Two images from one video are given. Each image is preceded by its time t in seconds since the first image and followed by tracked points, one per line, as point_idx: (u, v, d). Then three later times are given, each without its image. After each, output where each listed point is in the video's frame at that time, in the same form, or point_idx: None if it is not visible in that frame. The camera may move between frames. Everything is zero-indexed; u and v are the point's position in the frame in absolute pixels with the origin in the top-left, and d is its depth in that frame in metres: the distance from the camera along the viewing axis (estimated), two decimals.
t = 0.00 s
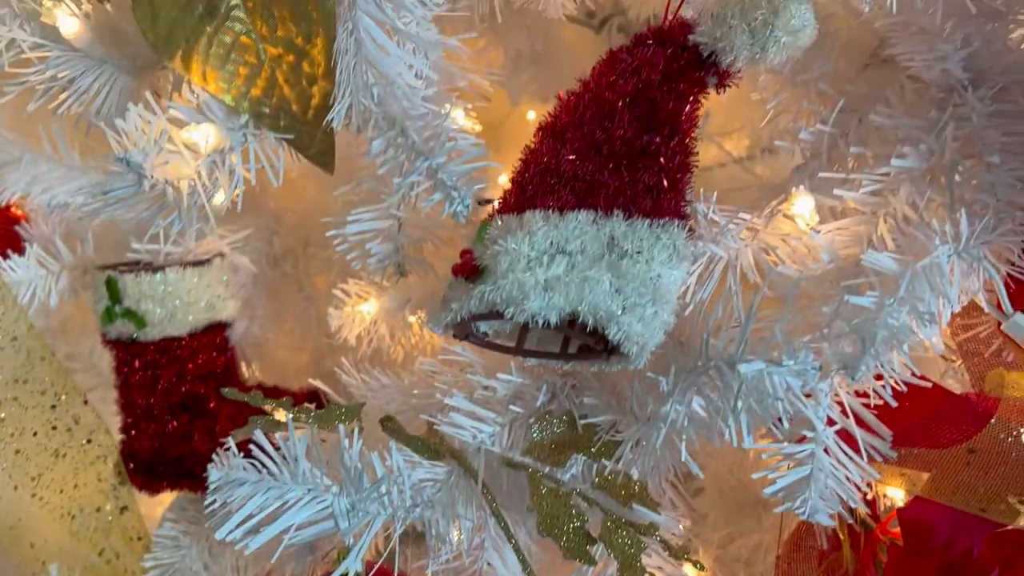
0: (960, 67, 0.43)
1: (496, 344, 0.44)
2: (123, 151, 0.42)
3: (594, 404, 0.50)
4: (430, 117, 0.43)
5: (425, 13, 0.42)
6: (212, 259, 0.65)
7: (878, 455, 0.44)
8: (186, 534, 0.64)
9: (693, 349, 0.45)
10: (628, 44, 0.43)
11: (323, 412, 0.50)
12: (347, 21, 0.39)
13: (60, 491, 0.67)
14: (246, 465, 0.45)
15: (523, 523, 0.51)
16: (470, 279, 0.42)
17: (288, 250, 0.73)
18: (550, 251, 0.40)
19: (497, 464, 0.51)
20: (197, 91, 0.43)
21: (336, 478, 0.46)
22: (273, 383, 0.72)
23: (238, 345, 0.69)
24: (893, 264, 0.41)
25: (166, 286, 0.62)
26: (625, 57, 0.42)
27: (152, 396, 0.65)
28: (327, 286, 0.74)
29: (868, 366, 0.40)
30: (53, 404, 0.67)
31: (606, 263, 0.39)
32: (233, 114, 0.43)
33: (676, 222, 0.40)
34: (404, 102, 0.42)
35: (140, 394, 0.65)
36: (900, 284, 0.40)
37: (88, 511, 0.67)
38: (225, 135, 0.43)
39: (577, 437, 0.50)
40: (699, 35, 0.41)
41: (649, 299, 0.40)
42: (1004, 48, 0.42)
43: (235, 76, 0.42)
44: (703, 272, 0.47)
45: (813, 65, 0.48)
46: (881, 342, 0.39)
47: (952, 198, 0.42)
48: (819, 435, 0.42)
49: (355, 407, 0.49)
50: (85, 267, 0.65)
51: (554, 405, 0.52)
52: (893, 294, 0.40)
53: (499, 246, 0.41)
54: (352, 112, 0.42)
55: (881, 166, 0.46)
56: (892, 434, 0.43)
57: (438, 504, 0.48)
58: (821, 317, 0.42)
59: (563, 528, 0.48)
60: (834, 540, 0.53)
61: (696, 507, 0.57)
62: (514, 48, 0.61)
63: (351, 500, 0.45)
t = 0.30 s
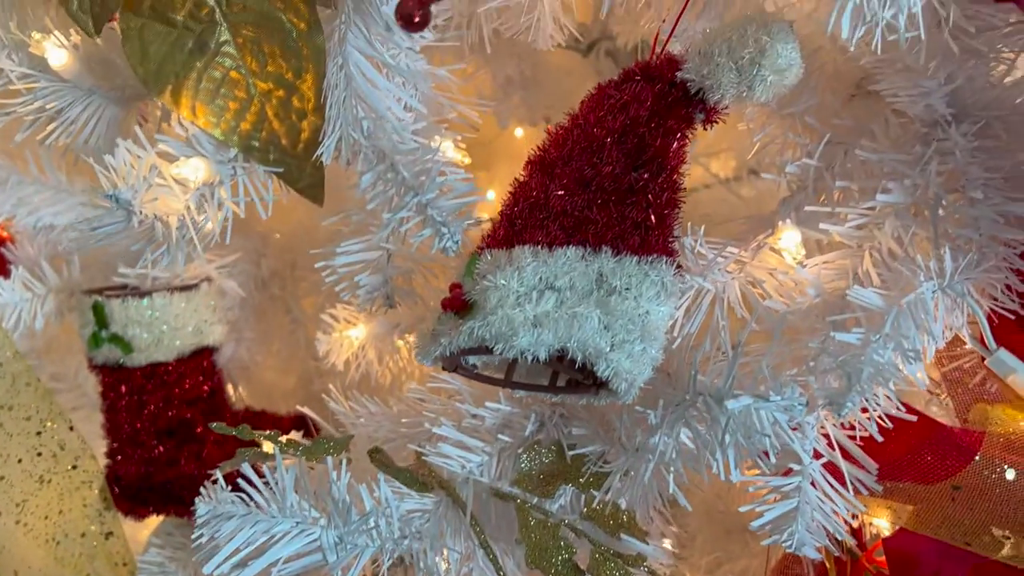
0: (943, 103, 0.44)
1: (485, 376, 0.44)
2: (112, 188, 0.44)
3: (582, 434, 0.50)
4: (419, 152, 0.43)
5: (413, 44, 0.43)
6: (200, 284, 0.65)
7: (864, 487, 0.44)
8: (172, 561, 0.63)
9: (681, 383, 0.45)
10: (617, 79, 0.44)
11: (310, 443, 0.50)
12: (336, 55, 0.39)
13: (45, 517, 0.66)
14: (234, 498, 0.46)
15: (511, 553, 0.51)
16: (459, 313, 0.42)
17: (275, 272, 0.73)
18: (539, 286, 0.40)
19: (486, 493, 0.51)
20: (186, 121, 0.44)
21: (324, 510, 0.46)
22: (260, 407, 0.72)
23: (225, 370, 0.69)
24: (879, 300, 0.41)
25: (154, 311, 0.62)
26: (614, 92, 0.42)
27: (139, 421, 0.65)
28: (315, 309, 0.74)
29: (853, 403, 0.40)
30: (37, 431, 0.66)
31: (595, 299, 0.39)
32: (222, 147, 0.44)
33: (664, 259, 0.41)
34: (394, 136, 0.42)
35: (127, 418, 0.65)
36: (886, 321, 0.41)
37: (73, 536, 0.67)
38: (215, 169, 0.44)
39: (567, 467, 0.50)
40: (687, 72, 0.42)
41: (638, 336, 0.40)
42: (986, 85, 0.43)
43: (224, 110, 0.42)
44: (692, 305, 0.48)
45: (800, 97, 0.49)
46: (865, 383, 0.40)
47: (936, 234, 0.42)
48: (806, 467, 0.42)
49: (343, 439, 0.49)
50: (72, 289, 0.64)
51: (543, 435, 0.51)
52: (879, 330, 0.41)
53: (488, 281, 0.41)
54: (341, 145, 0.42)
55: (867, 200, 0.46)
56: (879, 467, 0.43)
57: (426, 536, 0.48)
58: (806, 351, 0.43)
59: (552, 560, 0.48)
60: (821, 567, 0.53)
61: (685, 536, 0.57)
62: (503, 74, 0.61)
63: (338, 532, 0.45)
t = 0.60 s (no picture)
0: (923, 138, 0.44)
1: (471, 407, 0.45)
2: (101, 222, 0.45)
3: (568, 462, 0.51)
4: (408, 186, 0.44)
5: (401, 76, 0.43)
6: (186, 307, 0.65)
7: (845, 518, 0.45)
8: None
9: (666, 415, 0.45)
10: (602, 114, 0.44)
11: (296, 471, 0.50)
12: (326, 89, 0.40)
13: (29, 540, 0.65)
14: (219, 528, 0.46)
15: None
16: (446, 346, 0.43)
17: (263, 292, 0.73)
18: (525, 320, 0.40)
19: (472, 521, 0.51)
20: (174, 155, 0.45)
21: (310, 539, 0.47)
22: (246, 428, 0.72)
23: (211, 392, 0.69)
24: (860, 334, 0.42)
25: (139, 335, 0.61)
26: (599, 127, 0.43)
27: (125, 445, 0.65)
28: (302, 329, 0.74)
29: (835, 438, 0.41)
30: (23, 455, 0.65)
31: (581, 334, 0.40)
32: (211, 179, 0.44)
33: (649, 294, 0.41)
34: (383, 169, 0.43)
35: (112, 441, 0.65)
36: (867, 355, 0.41)
37: (57, 559, 0.66)
38: (203, 202, 0.45)
39: (553, 495, 0.50)
40: (671, 109, 0.42)
41: (623, 371, 0.40)
42: (964, 121, 0.44)
43: (213, 143, 0.42)
44: (676, 336, 0.49)
45: (782, 129, 0.49)
46: (846, 419, 0.41)
47: (916, 268, 0.43)
48: (788, 498, 0.43)
49: (329, 469, 0.49)
50: (57, 311, 0.64)
51: (529, 462, 0.52)
52: (860, 365, 0.41)
53: (475, 314, 0.42)
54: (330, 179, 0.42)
55: (849, 233, 0.47)
56: (860, 499, 0.44)
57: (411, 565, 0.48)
58: (789, 385, 0.44)
59: None
60: None
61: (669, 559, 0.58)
62: (490, 100, 0.61)
63: (325, 562, 0.45)
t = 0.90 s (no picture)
0: (904, 193, 0.46)
1: (472, 449, 0.46)
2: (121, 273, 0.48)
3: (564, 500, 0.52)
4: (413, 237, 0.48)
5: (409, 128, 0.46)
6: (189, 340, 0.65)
7: (830, 558, 0.47)
8: None
9: (660, 458, 0.47)
10: (597, 168, 0.46)
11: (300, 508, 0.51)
12: (336, 144, 0.43)
13: (31, 572, 0.65)
14: (227, 567, 0.49)
15: None
16: (449, 393, 0.45)
17: (262, 323, 0.73)
18: (526, 370, 0.42)
19: (470, 557, 0.53)
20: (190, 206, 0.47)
21: None
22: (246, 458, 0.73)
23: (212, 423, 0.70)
24: (846, 385, 0.45)
25: (144, 368, 0.62)
26: (596, 182, 0.44)
27: (127, 476, 0.65)
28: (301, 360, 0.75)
29: (822, 485, 0.44)
30: (27, 487, 0.66)
31: (580, 385, 0.42)
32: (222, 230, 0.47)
33: (645, 345, 0.43)
34: (388, 222, 0.47)
35: (115, 472, 0.65)
36: (852, 406, 0.44)
37: None
38: (215, 253, 0.47)
39: (550, 533, 0.52)
40: (665, 166, 0.44)
41: (619, 421, 0.42)
42: (944, 178, 0.46)
43: (227, 198, 0.44)
44: (669, 383, 0.51)
45: (773, 182, 0.50)
46: (832, 467, 0.43)
47: (898, 320, 0.45)
48: (776, 539, 0.45)
49: (334, 506, 0.50)
50: (60, 341, 0.64)
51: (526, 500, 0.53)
52: (844, 415, 0.44)
53: (478, 363, 0.43)
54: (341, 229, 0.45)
55: (835, 282, 0.49)
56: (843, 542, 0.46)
57: None
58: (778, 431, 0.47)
59: None
60: None
61: None
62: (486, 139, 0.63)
63: None
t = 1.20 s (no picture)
0: (900, 233, 0.48)
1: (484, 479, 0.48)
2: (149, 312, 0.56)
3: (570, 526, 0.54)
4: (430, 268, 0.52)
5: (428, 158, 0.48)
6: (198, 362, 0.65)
7: None
8: None
9: (665, 487, 0.49)
10: (606, 208, 0.48)
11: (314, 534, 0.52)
12: (357, 182, 0.46)
13: None
14: None
15: None
16: (463, 426, 0.46)
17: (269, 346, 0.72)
18: (539, 404, 0.44)
19: None
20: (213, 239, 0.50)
21: None
22: (251, 478, 0.74)
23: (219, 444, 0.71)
24: (845, 420, 0.47)
25: (156, 391, 0.62)
26: (606, 222, 0.46)
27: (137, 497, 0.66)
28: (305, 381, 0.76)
29: (821, 517, 0.47)
30: (42, 508, 0.67)
31: (589, 420, 0.44)
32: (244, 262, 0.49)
33: (653, 381, 0.46)
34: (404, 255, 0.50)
35: (125, 492, 0.66)
36: (851, 441, 0.47)
37: None
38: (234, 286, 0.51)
39: (555, 558, 0.53)
40: (672, 209, 0.45)
41: (628, 455, 0.44)
42: (939, 220, 0.48)
43: (250, 235, 0.44)
44: (673, 415, 0.53)
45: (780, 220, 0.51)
46: (832, 501, 0.46)
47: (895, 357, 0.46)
48: (776, 567, 0.47)
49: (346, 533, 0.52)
50: (70, 362, 0.64)
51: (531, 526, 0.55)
52: (844, 450, 0.47)
53: (491, 398, 0.45)
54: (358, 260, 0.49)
55: (833, 319, 0.49)
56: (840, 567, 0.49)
57: None
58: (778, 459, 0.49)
59: None
60: None
61: None
62: (494, 169, 0.60)
63: None
